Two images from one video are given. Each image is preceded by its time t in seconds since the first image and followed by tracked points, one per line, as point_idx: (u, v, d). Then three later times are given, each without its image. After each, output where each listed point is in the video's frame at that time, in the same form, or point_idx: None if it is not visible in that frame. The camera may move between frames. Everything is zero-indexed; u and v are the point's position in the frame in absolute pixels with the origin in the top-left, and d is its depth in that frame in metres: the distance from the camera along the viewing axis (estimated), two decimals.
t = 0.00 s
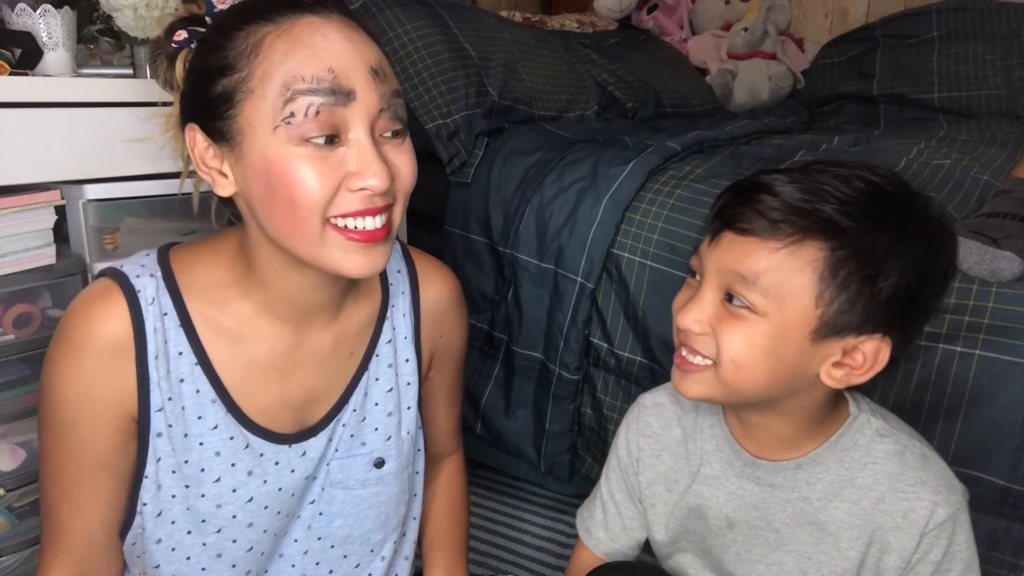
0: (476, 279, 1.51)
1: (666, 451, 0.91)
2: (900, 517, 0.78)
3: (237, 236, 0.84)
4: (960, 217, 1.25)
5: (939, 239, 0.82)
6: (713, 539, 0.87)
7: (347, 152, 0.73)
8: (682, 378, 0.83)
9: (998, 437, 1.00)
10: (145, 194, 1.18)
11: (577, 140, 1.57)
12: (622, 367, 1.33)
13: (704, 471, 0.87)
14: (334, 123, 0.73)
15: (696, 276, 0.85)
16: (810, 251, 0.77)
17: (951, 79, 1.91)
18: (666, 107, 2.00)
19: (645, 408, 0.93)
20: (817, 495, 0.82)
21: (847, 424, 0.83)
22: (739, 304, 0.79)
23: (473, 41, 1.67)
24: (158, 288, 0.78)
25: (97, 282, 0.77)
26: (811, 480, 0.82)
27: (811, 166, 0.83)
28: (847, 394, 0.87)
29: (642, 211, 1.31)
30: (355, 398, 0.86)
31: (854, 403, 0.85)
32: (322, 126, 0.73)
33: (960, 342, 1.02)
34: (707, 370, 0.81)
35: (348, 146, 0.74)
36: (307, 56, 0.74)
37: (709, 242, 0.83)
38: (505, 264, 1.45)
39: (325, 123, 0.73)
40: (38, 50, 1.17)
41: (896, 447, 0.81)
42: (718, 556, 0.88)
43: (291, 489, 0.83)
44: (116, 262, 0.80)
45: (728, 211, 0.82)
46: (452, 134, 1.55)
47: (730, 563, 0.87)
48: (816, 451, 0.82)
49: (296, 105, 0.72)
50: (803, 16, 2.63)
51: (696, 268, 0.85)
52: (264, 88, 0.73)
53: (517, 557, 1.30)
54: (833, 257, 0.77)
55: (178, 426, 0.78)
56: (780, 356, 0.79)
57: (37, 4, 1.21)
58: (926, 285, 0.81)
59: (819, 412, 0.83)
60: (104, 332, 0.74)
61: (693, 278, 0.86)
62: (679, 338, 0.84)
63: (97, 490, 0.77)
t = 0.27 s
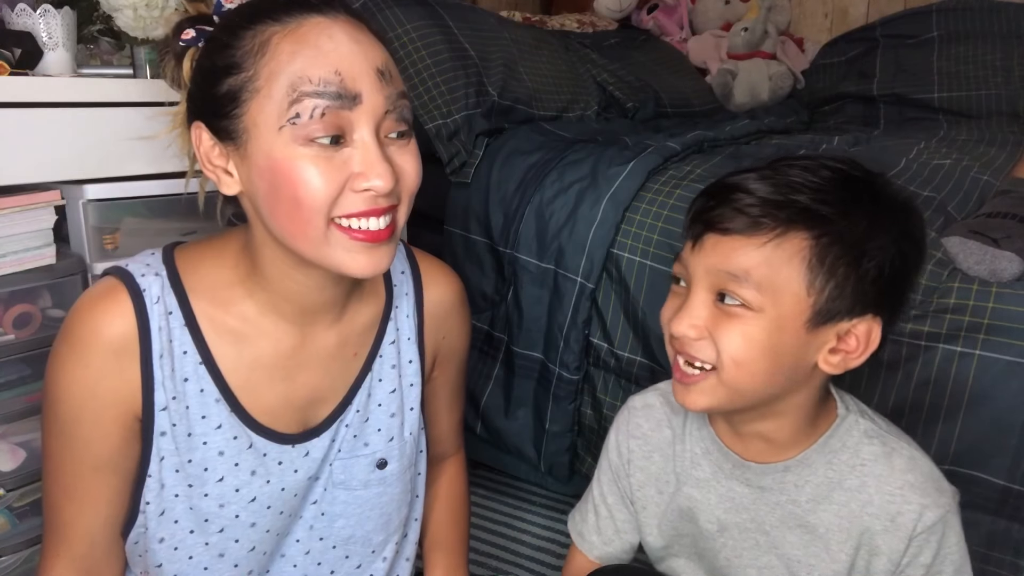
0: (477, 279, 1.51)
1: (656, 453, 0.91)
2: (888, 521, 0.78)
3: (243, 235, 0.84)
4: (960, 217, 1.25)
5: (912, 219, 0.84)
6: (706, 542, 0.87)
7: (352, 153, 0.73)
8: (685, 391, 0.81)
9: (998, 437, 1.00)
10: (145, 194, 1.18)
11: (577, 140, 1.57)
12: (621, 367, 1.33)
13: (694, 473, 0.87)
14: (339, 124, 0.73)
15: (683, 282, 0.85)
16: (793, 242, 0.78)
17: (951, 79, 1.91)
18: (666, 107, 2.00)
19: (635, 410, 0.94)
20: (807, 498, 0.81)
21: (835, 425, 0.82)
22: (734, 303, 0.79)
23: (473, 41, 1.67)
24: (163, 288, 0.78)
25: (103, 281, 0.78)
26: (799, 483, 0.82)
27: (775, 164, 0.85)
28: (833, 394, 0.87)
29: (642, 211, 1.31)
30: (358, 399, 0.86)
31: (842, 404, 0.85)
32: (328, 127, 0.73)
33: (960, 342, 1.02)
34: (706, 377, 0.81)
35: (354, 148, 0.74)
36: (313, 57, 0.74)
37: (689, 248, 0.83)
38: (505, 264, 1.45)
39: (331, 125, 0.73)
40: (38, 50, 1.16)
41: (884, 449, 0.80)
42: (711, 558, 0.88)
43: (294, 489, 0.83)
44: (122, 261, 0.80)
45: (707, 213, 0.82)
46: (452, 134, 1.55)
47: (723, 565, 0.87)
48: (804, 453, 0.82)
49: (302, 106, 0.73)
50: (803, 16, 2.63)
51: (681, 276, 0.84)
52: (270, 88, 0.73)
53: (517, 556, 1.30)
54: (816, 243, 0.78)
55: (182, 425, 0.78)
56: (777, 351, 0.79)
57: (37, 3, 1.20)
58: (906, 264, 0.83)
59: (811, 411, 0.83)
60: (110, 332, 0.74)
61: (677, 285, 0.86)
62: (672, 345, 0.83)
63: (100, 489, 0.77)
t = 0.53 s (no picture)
0: (477, 279, 1.51)
1: (662, 458, 0.91)
2: (896, 531, 0.78)
3: (244, 234, 0.84)
4: (960, 218, 1.25)
5: (920, 221, 0.82)
6: (710, 547, 0.87)
7: (351, 155, 0.73)
8: (686, 394, 0.82)
9: (998, 437, 1.00)
10: (145, 194, 1.18)
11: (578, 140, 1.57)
12: (622, 368, 1.33)
13: (699, 479, 0.87)
14: (339, 125, 0.73)
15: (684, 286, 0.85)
16: (791, 245, 0.77)
17: (951, 79, 1.91)
18: (666, 107, 2.00)
19: (641, 414, 0.93)
20: (811, 505, 0.81)
21: (841, 431, 0.82)
22: (733, 307, 0.79)
23: (473, 41, 1.67)
24: (163, 288, 0.78)
25: (103, 281, 0.78)
26: (805, 490, 0.81)
27: (779, 166, 0.84)
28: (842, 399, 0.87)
29: (642, 212, 1.31)
30: (358, 399, 0.86)
31: (849, 409, 0.85)
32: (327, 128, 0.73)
33: (960, 342, 1.02)
34: (709, 383, 0.81)
35: (353, 149, 0.73)
36: (313, 59, 0.73)
37: (692, 253, 0.83)
38: (505, 264, 1.46)
39: (331, 126, 0.73)
40: (38, 51, 1.16)
41: (893, 458, 0.80)
42: (714, 563, 0.88)
43: (294, 489, 0.83)
44: (124, 261, 0.80)
45: (708, 217, 0.82)
46: (452, 134, 1.55)
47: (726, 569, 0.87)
48: (809, 460, 0.82)
49: (300, 107, 0.72)
50: (803, 16, 2.63)
51: (683, 279, 0.84)
52: (270, 89, 0.73)
53: (517, 557, 1.30)
54: (816, 246, 0.77)
55: (182, 425, 0.78)
56: (778, 355, 0.78)
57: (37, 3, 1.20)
58: (913, 268, 0.82)
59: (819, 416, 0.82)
60: (111, 333, 0.74)
61: (680, 289, 0.85)
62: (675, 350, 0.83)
63: (102, 489, 0.77)
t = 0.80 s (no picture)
0: (477, 279, 1.51)
1: (677, 461, 0.90)
2: (912, 543, 0.77)
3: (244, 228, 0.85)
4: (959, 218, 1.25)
5: (949, 241, 0.80)
6: (723, 552, 0.87)
7: (309, 147, 0.73)
8: (684, 391, 0.83)
9: (998, 437, 1.00)
10: (145, 194, 1.18)
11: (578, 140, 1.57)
12: (622, 368, 1.33)
13: (715, 484, 0.87)
14: (301, 118, 0.74)
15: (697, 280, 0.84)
16: (807, 251, 0.75)
17: (951, 79, 1.91)
18: (666, 107, 2.00)
19: (659, 415, 0.93)
20: (828, 514, 0.80)
21: (864, 437, 0.81)
22: (739, 306, 0.78)
23: (473, 41, 1.67)
24: (166, 279, 0.78)
25: (106, 273, 0.78)
26: (820, 498, 0.81)
27: (817, 165, 0.82)
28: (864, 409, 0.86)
29: (642, 212, 1.31)
30: (360, 392, 0.86)
31: (872, 419, 0.84)
32: (287, 120, 0.74)
33: (960, 342, 1.02)
34: (707, 379, 0.81)
35: (312, 141, 0.74)
36: (276, 51, 0.74)
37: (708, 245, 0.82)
38: (505, 264, 1.46)
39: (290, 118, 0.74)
40: (38, 51, 1.16)
41: (913, 468, 0.79)
42: (726, 567, 0.88)
43: (295, 482, 0.83)
44: (128, 254, 0.80)
45: (729, 209, 0.81)
46: (452, 134, 1.55)
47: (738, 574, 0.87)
48: (828, 469, 0.81)
49: (262, 100, 0.73)
50: (803, 16, 2.63)
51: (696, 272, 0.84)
52: (236, 82, 0.74)
53: (517, 557, 1.30)
54: (834, 254, 0.75)
55: (184, 416, 0.78)
56: (780, 360, 0.77)
57: (37, 3, 1.20)
58: (935, 286, 0.79)
59: (829, 425, 0.82)
60: (114, 323, 0.74)
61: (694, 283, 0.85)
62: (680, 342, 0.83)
63: (99, 482, 0.76)
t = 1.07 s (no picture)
0: (476, 278, 1.51)
1: (685, 467, 0.90)
2: (935, 546, 0.77)
3: (235, 222, 0.85)
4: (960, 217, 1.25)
5: (967, 249, 0.78)
6: (736, 559, 0.87)
7: (292, 140, 0.74)
8: (692, 402, 0.83)
9: (998, 437, 1.00)
10: (145, 194, 1.18)
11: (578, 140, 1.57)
12: (622, 368, 1.33)
13: (728, 490, 0.87)
14: (289, 109, 0.74)
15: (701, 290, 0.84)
16: (818, 265, 0.74)
17: (951, 79, 1.91)
18: (666, 107, 2.00)
19: (668, 421, 0.93)
20: (846, 519, 0.80)
21: (879, 444, 0.80)
22: (746, 322, 0.77)
23: (473, 41, 1.67)
24: (165, 262, 0.77)
25: (105, 257, 0.77)
26: (839, 504, 0.80)
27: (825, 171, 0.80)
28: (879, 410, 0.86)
29: (642, 212, 1.31)
30: (355, 379, 0.86)
31: (886, 421, 0.83)
32: (274, 111, 0.75)
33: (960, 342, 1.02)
34: (712, 392, 0.81)
35: (296, 135, 0.74)
36: (269, 45, 0.74)
37: (714, 255, 0.81)
38: (505, 264, 1.46)
39: (277, 111, 0.74)
40: (38, 51, 1.17)
41: (932, 471, 0.78)
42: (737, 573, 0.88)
43: (293, 467, 0.83)
44: (124, 242, 0.80)
45: (738, 219, 0.80)
46: (452, 134, 1.55)
47: None
48: (845, 473, 0.80)
49: (252, 89, 0.74)
50: (803, 16, 2.63)
51: (700, 281, 0.83)
52: (229, 69, 0.75)
53: (517, 556, 1.30)
54: (844, 269, 0.74)
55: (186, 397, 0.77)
56: (789, 374, 0.78)
57: (37, 4, 1.20)
58: (952, 296, 0.78)
59: (840, 434, 0.81)
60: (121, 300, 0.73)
61: (698, 292, 0.84)
62: (683, 352, 0.83)
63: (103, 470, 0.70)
